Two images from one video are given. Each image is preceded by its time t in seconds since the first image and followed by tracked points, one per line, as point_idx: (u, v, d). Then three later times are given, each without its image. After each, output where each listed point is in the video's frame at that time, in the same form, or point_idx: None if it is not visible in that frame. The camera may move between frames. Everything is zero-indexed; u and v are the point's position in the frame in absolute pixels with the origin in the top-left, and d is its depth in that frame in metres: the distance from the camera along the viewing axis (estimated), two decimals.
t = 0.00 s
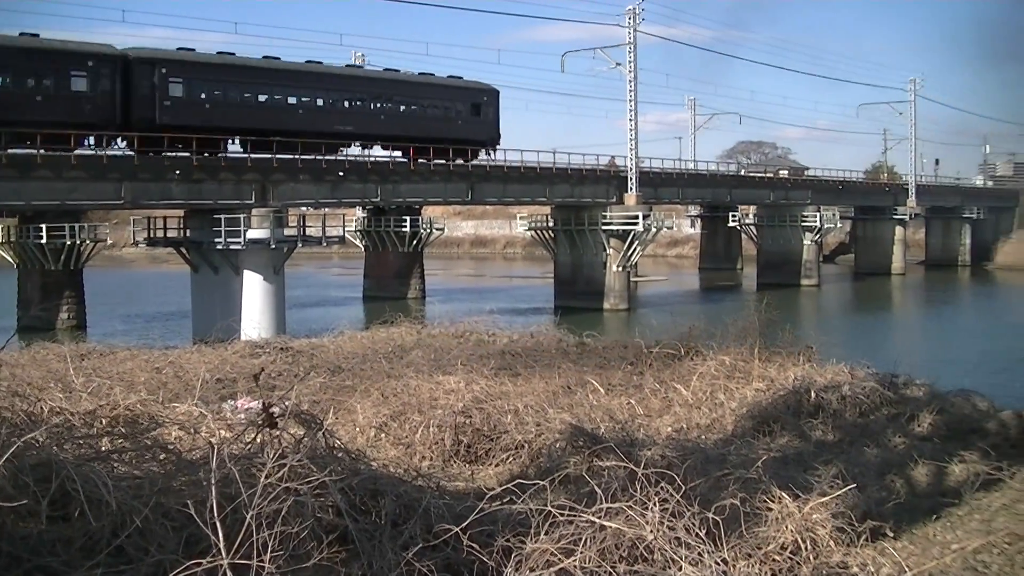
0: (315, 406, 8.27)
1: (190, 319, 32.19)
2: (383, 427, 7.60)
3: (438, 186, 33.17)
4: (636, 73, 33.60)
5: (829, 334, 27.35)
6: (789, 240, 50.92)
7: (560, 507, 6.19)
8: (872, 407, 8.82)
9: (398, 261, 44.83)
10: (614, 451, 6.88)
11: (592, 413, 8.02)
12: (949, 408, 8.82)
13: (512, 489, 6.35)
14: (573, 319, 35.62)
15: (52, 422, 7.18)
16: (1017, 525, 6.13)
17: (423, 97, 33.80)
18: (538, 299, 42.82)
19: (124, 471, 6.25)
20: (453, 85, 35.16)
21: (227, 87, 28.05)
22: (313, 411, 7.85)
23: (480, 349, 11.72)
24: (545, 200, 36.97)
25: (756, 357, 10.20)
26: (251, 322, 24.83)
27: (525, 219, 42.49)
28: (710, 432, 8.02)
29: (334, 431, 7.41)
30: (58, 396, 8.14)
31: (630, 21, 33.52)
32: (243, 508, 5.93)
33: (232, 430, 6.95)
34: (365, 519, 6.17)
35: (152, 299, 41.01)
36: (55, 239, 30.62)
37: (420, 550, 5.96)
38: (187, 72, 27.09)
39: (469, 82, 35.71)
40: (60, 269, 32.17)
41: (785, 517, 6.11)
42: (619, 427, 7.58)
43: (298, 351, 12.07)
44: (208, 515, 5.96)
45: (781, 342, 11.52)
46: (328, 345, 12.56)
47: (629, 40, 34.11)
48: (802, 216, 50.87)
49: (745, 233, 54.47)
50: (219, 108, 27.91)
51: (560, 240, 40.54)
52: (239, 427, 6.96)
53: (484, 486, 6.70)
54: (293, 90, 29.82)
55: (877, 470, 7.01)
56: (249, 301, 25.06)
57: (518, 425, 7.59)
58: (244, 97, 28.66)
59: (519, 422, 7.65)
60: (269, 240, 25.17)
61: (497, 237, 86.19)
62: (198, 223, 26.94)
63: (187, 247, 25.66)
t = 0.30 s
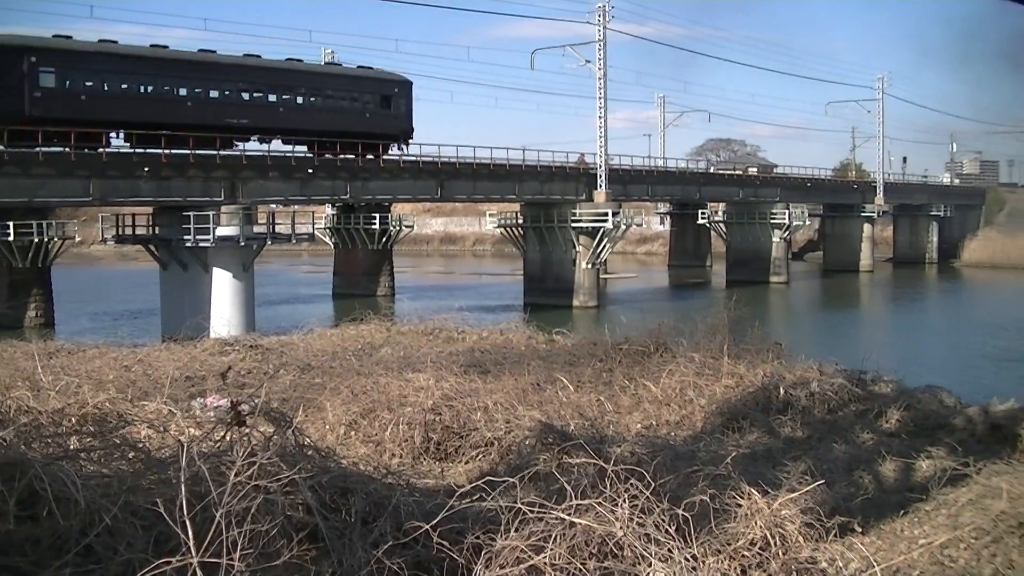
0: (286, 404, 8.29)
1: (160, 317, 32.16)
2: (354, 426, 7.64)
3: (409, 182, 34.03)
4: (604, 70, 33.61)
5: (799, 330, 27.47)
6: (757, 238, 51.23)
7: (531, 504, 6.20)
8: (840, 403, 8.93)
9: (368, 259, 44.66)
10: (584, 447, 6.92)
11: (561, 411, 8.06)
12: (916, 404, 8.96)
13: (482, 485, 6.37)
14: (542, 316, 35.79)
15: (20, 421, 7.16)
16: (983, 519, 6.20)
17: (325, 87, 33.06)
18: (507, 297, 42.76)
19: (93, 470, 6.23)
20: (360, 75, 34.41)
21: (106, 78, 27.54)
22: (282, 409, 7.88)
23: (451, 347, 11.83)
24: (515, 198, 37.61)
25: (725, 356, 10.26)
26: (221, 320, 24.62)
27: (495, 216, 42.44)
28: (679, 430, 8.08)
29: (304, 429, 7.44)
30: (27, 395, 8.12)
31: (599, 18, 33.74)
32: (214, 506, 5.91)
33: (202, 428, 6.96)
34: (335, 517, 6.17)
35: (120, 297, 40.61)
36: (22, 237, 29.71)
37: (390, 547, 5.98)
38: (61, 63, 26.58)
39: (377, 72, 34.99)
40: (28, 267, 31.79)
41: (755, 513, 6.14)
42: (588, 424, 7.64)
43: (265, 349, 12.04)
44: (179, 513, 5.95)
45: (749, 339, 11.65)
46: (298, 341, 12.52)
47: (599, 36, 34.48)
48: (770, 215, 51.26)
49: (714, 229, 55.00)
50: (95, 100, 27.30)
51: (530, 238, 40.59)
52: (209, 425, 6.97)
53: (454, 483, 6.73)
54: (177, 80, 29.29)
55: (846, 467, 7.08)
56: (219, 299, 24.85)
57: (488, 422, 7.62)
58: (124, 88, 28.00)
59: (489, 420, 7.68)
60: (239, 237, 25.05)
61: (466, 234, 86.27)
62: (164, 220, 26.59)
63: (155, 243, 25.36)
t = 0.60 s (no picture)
0: (256, 400, 8.34)
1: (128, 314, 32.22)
2: (324, 423, 7.71)
3: (377, 178, 35.01)
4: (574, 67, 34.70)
5: (768, 329, 27.83)
6: (726, 234, 52.63)
7: (500, 501, 6.21)
8: (808, 399, 9.11)
9: (337, 255, 44.72)
10: (552, 444, 6.97)
11: (531, 408, 8.16)
12: (884, 401, 9.15)
13: (452, 482, 6.39)
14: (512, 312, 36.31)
15: None
16: (949, 513, 6.24)
17: (219, 77, 32.90)
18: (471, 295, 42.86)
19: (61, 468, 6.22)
20: (260, 66, 34.11)
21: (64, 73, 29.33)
22: (252, 407, 7.92)
23: (420, 343, 11.91)
24: (484, 194, 38.66)
25: (696, 352, 10.40)
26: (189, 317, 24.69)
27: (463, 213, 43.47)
28: (648, 427, 8.24)
29: (274, 427, 7.50)
30: None
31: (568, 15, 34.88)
32: (183, 504, 5.89)
33: (172, 427, 6.98)
34: (304, 513, 6.17)
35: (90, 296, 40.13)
36: None
37: (359, 545, 5.98)
38: None
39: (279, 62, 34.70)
40: None
41: (724, 510, 6.14)
42: (556, 422, 7.73)
43: (235, 345, 12.01)
44: (148, 512, 5.93)
45: (717, 334, 11.83)
46: (266, 338, 12.34)
47: (568, 33, 35.46)
48: (738, 212, 52.78)
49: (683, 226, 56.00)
50: None
51: (500, 236, 41.35)
52: (179, 424, 7.00)
53: (423, 480, 6.76)
54: (95, 73, 30.01)
55: (814, 463, 7.22)
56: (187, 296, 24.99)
57: (457, 418, 7.70)
58: None
59: (458, 416, 7.75)
60: (207, 234, 25.28)
61: (435, 230, 86.49)
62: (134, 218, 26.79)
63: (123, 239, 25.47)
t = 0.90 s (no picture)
0: (229, 398, 8.38)
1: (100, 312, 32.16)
2: (298, 422, 7.77)
3: (351, 177, 36.17)
4: (546, 65, 35.53)
5: (741, 327, 28.01)
6: (699, 233, 53.69)
7: (473, 499, 6.22)
8: (780, 397, 9.21)
9: (310, 254, 44.63)
10: (526, 442, 7.02)
11: (504, 406, 8.22)
12: (856, 398, 9.26)
13: (425, 481, 6.41)
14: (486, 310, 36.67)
15: None
16: (921, 510, 6.26)
17: (111, 69, 32.24)
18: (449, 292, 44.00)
19: (31, 468, 6.19)
20: (155, 56, 33.36)
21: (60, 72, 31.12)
22: (225, 406, 7.95)
23: (394, 341, 11.95)
24: (456, 192, 39.84)
25: (668, 350, 10.47)
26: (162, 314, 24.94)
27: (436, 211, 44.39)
28: (622, 426, 8.31)
29: (248, 426, 7.53)
30: None
31: (541, 13, 35.55)
32: (155, 503, 5.87)
33: (145, 426, 6.97)
34: (277, 513, 6.18)
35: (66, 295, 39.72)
36: None
37: (333, 544, 5.97)
38: None
39: (175, 53, 33.93)
40: None
41: (697, 507, 6.15)
42: (529, 421, 7.79)
43: (209, 344, 11.95)
44: (119, 511, 5.92)
45: (690, 331, 11.92)
46: (239, 337, 12.27)
47: (541, 32, 36.09)
48: (711, 211, 53.78)
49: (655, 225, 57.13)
50: None
51: (473, 233, 42.59)
52: (151, 422, 7.00)
53: (398, 479, 6.77)
54: (83, 72, 31.62)
55: (787, 461, 7.29)
56: (159, 293, 25.23)
57: (431, 417, 7.76)
58: None
59: (432, 414, 7.80)
60: (178, 232, 25.54)
61: (409, 228, 86.76)
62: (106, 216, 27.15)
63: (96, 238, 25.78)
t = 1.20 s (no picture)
0: (206, 398, 8.41)
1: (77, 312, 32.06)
2: (275, 422, 7.80)
3: (328, 176, 36.31)
4: (523, 64, 35.70)
5: (718, 326, 27.95)
6: (676, 231, 54.07)
7: (451, 498, 6.24)
8: (757, 396, 9.25)
9: (287, 254, 44.76)
10: (503, 441, 7.05)
11: (482, 405, 8.25)
12: (832, 396, 9.31)
13: (403, 480, 6.43)
14: (463, 309, 36.87)
15: None
16: (897, 507, 6.28)
17: None
18: (427, 290, 44.53)
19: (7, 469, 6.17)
20: (40, 43, 29.11)
21: None
22: (202, 406, 7.97)
23: (371, 340, 11.94)
24: (433, 191, 40.04)
25: (646, 350, 10.49)
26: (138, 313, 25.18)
27: (413, 210, 44.73)
28: (600, 425, 8.34)
29: (225, 426, 7.55)
30: None
31: (519, 13, 35.76)
32: (132, 503, 5.85)
33: (122, 426, 6.96)
34: (254, 512, 6.18)
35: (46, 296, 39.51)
36: None
37: (311, 543, 5.98)
38: None
39: (67, 41, 29.79)
40: None
41: (674, 506, 6.16)
42: (508, 420, 7.81)
43: (186, 344, 11.90)
44: (97, 511, 5.91)
45: (667, 331, 11.94)
46: (217, 337, 12.21)
47: (520, 31, 36.32)
48: (688, 209, 54.04)
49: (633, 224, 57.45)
50: None
51: (451, 233, 43.12)
52: (129, 422, 6.99)
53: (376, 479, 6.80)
54: None
55: (764, 459, 7.33)
56: (135, 292, 25.46)
57: (409, 416, 7.80)
58: None
59: (409, 413, 7.84)
60: (156, 233, 25.72)
61: (386, 228, 86.83)
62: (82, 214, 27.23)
63: (72, 237, 25.84)
